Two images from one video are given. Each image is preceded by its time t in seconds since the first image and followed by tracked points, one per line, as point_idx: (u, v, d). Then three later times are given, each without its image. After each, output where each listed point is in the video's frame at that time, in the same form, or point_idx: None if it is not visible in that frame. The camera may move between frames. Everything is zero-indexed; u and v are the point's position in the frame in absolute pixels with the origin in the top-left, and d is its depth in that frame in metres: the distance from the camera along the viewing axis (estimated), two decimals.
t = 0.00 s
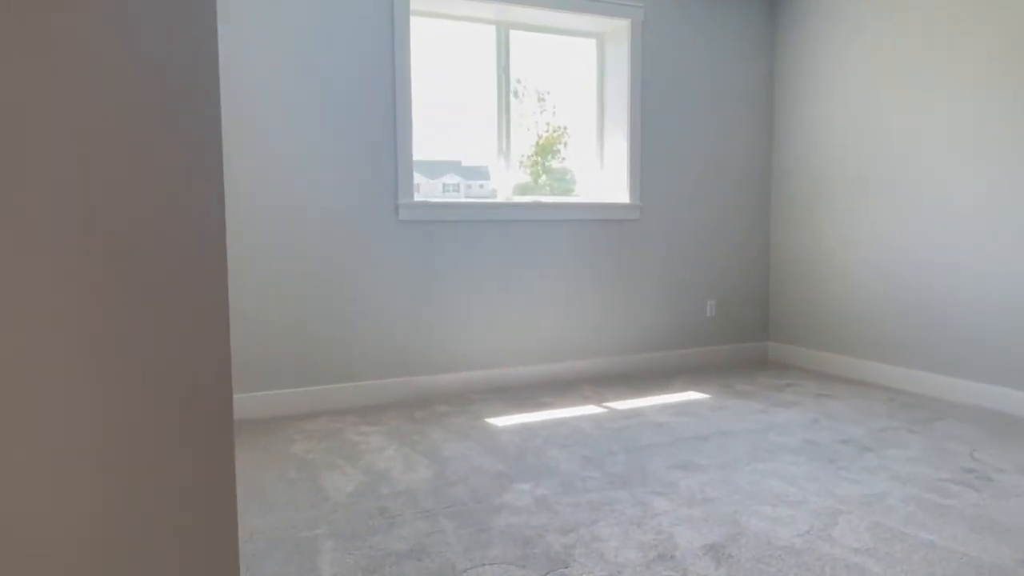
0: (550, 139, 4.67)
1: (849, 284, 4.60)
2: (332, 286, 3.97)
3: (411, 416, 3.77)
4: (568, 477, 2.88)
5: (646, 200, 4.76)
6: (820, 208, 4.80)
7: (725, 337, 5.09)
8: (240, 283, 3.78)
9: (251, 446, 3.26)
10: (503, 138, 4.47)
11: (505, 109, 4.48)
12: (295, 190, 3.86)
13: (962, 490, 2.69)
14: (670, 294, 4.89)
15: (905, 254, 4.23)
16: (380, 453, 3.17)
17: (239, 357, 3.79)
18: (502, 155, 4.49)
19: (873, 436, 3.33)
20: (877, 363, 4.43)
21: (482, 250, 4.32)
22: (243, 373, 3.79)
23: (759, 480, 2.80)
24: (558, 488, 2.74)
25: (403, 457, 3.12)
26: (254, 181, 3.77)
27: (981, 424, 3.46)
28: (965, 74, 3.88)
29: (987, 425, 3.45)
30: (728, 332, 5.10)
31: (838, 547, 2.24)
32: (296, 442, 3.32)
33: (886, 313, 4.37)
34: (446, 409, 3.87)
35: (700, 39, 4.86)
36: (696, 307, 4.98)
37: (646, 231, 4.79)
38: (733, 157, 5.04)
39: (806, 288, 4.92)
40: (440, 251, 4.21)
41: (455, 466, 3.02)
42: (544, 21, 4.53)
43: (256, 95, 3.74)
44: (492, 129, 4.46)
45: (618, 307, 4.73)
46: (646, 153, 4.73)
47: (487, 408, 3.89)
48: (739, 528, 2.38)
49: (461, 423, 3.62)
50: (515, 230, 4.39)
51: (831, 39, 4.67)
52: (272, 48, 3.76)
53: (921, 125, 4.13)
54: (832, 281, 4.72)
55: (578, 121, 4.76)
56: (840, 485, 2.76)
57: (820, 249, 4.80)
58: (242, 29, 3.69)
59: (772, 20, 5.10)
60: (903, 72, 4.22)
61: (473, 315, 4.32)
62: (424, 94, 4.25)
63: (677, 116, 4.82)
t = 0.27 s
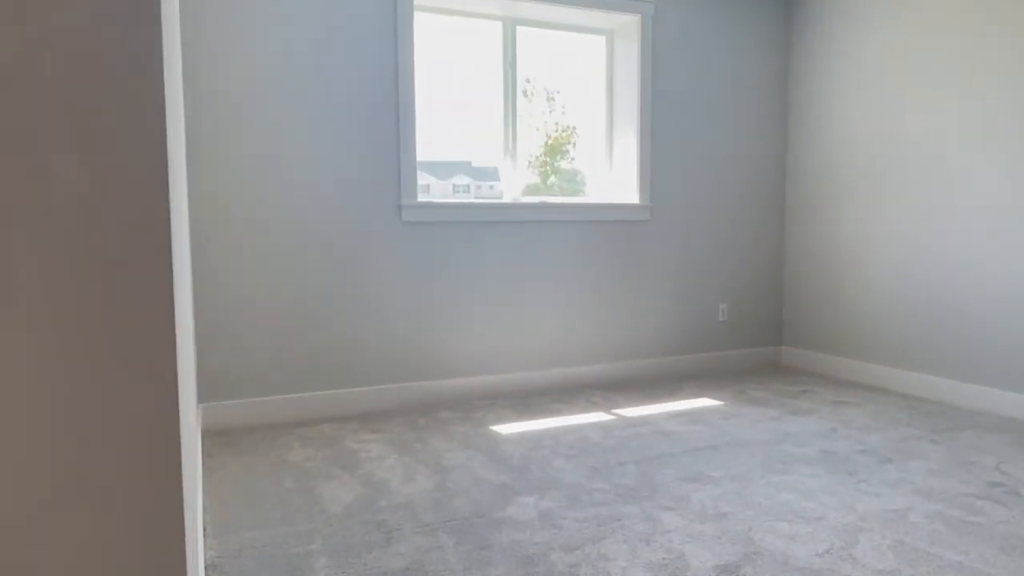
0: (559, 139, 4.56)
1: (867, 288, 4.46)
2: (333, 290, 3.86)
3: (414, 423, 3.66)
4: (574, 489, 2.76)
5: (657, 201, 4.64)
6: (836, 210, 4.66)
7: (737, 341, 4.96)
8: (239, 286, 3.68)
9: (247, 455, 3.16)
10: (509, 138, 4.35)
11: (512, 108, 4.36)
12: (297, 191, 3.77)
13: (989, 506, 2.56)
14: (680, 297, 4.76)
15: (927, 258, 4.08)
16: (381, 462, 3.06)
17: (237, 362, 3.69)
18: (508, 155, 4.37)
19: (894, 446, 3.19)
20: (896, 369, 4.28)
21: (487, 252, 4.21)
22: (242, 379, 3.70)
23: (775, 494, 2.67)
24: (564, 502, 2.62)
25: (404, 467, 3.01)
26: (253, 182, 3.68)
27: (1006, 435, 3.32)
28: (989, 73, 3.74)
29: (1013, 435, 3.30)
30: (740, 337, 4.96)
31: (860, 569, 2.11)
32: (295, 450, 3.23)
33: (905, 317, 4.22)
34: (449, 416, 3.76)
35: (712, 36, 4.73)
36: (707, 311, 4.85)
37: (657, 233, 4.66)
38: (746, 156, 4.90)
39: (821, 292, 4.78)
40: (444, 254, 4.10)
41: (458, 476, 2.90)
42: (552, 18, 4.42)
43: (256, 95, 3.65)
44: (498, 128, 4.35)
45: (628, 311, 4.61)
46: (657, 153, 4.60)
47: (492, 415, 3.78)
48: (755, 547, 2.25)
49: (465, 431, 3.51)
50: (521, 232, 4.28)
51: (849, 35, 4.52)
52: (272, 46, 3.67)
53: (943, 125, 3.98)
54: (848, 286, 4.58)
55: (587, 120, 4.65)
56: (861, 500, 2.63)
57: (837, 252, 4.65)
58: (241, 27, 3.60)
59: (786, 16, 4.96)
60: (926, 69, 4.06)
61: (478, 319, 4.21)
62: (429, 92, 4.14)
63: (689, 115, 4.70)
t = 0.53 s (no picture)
0: (568, 139, 4.46)
1: (884, 291, 4.33)
2: (335, 292, 3.78)
3: (417, 428, 3.57)
4: (580, 500, 2.66)
5: (667, 202, 4.53)
6: (851, 210, 4.53)
7: (749, 345, 4.84)
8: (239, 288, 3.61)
9: (245, 462, 3.09)
10: (514, 137, 4.26)
11: (517, 106, 4.27)
12: (297, 192, 3.69)
13: (1014, 521, 2.44)
14: (691, 300, 4.65)
15: (948, 261, 3.96)
16: (381, 471, 2.98)
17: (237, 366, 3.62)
18: (514, 154, 4.28)
19: (913, 455, 3.07)
20: (915, 375, 4.15)
21: (492, 254, 4.12)
22: (242, 384, 3.63)
23: (788, 506, 2.56)
24: (569, 514, 2.53)
25: (405, 475, 2.93)
26: (253, 183, 3.61)
27: None
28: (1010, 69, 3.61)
29: None
30: (753, 341, 4.84)
31: None
32: (294, 456, 3.15)
33: (924, 321, 4.09)
34: (453, 422, 3.67)
35: (724, 33, 4.62)
36: (719, 314, 4.73)
37: (666, 234, 4.55)
38: (759, 156, 4.78)
39: (836, 295, 4.65)
40: (448, 255, 4.02)
41: (459, 486, 2.81)
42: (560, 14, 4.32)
43: (255, 94, 3.58)
44: (503, 127, 4.25)
45: (637, 314, 4.51)
46: (666, 153, 4.49)
47: (497, 421, 3.69)
48: (767, 563, 2.15)
49: (468, 438, 3.42)
50: (527, 233, 4.19)
51: (865, 31, 4.40)
52: (272, 43, 3.59)
53: (963, 123, 3.85)
54: (864, 288, 4.46)
55: (596, 120, 4.54)
56: (879, 513, 2.51)
57: (852, 254, 4.53)
58: (240, 24, 3.52)
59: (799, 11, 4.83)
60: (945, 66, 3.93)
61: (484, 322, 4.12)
62: (434, 90, 4.06)
63: (701, 115, 4.59)
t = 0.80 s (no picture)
0: (578, 140, 4.38)
1: (899, 293, 4.23)
2: (337, 293, 3.73)
3: (419, 433, 3.50)
4: (584, 509, 2.58)
5: (676, 202, 4.44)
6: (865, 211, 4.43)
7: (761, 348, 4.74)
8: (240, 290, 3.56)
9: (244, 467, 3.03)
10: (519, 136, 4.18)
11: (523, 106, 4.19)
12: (300, 192, 3.64)
13: None
14: (701, 302, 4.56)
15: (966, 263, 3.85)
16: (381, 476, 2.91)
17: (238, 368, 3.57)
18: (520, 153, 4.21)
19: (929, 464, 2.97)
20: (930, 380, 4.05)
21: (497, 255, 4.05)
22: (243, 387, 3.58)
23: (800, 517, 2.47)
24: (573, 524, 2.45)
25: (405, 481, 2.86)
26: (255, 183, 3.56)
27: None
28: None
29: None
30: (764, 344, 4.75)
31: None
32: (293, 462, 3.09)
33: (941, 325, 3.99)
34: (456, 427, 3.60)
35: (735, 31, 4.52)
36: (729, 317, 4.64)
37: (675, 235, 4.47)
38: (770, 156, 4.69)
39: (849, 297, 4.55)
40: (453, 256, 3.95)
41: (461, 493, 2.74)
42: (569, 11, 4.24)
43: (257, 93, 3.53)
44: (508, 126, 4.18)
45: (646, 316, 4.42)
46: (676, 153, 4.41)
47: (501, 426, 3.62)
48: None
49: (471, 443, 3.35)
50: (533, 234, 4.11)
51: (880, 27, 4.30)
52: (274, 42, 3.54)
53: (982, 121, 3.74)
54: (878, 291, 4.35)
55: (605, 119, 4.46)
56: (894, 524, 2.42)
57: (866, 256, 4.43)
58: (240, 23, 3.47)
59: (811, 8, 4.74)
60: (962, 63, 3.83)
61: (489, 324, 4.05)
62: (438, 89, 3.99)
63: (711, 113, 4.50)
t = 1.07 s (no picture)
0: (584, 139, 4.31)
1: (910, 295, 4.13)
2: (336, 294, 3.67)
3: (419, 437, 3.44)
4: (585, 517, 2.51)
5: (682, 202, 4.37)
6: (875, 210, 4.34)
7: (769, 351, 4.66)
8: (237, 291, 3.51)
9: (240, 471, 2.97)
10: (522, 135, 4.11)
11: (527, 104, 4.13)
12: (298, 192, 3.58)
13: None
14: (708, 304, 4.48)
15: (980, 263, 3.75)
16: (378, 481, 2.85)
17: (236, 370, 3.53)
18: (523, 152, 4.13)
19: (942, 470, 2.88)
20: (943, 383, 3.95)
21: (499, 256, 3.98)
22: (242, 390, 3.53)
23: (809, 526, 2.39)
24: (574, 532, 2.38)
25: (403, 486, 2.79)
26: (253, 182, 3.51)
27: None
28: None
29: None
30: (772, 346, 4.66)
31: None
32: (289, 466, 3.03)
33: (954, 328, 3.89)
34: (457, 430, 3.53)
35: (742, 28, 4.44)
36: (736, 319, 4.56)
37: (682, 236, 4.39)
38: (779, 155, 4.60)
39: (859, 299, 4.46)
40: (454, 257, 3.88)
41: (459, 499, 2.68)
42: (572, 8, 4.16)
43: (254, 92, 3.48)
44: (511, 124, 4.11)
45: (652, 318, 4.35)
46: (682, 152, 4.33)
47: (503, 430, 3.55)
48: None
49: (472, 447, 3.28)
50: (536, 234, 4.04)
51: (891, 22, 4.20)
52: (271, 39, 3.49)
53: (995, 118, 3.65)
54: (889, 292, 4.26)
55: (611, 118, 4.39)
56: (907, 534, 2.33)
57: (876, 256, 4.33)
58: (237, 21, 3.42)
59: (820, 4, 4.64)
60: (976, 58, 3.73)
61: (491, 326, 3.98)
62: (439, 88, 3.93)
63: (718, 112, 4.42)
